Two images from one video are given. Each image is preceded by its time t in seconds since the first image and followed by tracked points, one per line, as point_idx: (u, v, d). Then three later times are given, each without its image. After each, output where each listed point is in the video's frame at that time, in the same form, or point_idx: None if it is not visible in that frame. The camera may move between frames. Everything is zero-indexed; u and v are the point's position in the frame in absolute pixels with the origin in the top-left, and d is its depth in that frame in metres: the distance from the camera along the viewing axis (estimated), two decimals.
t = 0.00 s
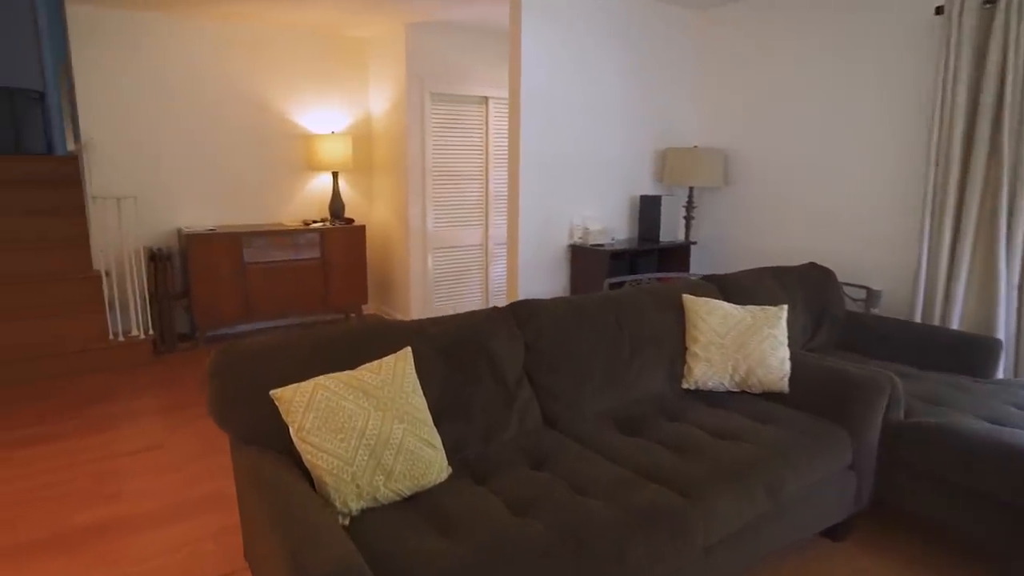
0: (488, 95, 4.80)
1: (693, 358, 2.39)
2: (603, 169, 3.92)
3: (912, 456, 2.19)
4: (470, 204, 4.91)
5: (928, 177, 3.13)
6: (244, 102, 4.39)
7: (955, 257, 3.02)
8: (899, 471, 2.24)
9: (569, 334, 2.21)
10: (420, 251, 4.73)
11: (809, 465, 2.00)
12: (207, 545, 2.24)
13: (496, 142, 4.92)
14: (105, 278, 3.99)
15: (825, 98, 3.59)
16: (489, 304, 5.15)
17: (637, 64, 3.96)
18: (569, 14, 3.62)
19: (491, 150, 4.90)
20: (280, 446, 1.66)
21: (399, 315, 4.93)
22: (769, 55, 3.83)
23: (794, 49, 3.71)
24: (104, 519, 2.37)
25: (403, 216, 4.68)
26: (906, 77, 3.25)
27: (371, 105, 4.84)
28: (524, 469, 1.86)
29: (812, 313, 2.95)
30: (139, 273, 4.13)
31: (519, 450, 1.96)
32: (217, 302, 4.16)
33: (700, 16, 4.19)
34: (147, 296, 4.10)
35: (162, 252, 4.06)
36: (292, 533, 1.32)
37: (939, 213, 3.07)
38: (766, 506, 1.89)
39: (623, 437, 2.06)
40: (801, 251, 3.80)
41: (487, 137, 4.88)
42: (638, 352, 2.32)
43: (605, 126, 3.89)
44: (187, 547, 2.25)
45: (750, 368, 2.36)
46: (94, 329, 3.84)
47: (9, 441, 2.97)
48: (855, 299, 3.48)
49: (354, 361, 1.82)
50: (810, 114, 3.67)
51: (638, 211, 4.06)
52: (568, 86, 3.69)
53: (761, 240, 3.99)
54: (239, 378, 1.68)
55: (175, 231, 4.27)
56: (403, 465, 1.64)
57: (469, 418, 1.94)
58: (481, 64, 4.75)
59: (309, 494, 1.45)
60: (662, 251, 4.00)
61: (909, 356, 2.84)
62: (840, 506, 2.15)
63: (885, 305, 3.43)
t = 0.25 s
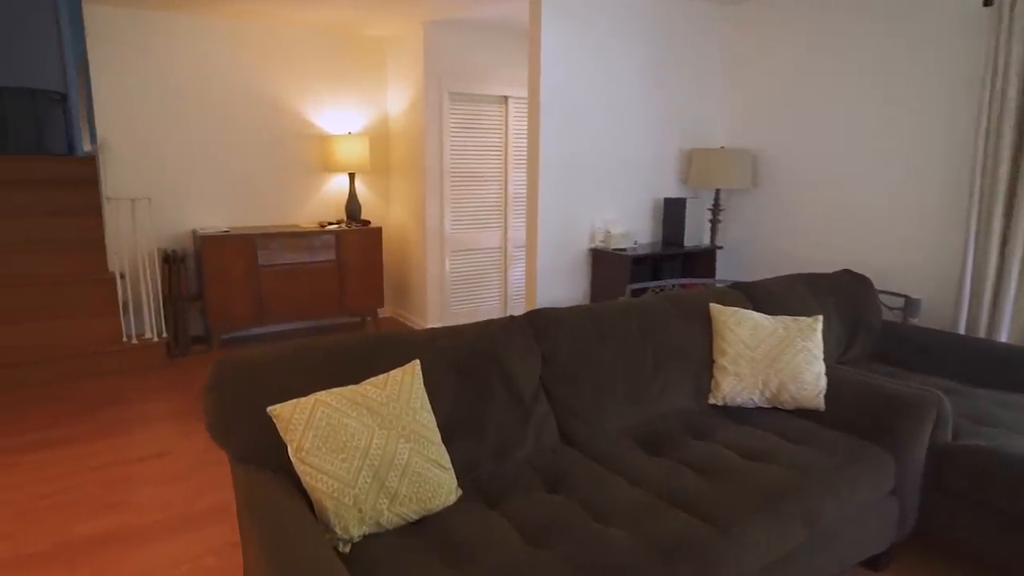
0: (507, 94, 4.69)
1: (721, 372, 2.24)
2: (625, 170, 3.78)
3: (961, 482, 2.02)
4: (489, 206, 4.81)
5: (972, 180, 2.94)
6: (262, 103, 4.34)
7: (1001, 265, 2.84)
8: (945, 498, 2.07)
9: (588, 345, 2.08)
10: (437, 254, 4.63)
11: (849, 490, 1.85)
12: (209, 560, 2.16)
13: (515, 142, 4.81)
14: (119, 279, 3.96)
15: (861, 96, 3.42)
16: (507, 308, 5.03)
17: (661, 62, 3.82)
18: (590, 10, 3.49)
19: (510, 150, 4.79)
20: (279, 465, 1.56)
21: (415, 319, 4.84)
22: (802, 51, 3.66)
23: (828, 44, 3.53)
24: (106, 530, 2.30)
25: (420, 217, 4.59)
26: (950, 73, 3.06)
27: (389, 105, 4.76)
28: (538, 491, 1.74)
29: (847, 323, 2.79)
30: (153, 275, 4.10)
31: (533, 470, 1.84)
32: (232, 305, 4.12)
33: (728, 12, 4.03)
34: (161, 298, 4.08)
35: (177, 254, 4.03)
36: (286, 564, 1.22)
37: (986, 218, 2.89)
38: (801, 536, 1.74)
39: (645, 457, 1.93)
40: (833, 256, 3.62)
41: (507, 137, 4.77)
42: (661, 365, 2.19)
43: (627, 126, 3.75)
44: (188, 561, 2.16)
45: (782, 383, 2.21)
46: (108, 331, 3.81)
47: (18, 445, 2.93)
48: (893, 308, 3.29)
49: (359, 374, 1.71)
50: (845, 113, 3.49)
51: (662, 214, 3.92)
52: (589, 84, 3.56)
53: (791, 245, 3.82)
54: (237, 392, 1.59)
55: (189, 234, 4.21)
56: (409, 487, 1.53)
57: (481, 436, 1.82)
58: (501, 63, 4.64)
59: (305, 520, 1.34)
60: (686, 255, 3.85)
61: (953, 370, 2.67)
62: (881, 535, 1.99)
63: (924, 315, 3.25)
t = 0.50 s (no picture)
0: (529, 93, 4.58)
1: (753, 387, 2.11)
2: (649, 172, 3.65)
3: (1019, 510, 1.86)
4: (509, 208, 4.70)
5: None
6: (280, 102, 4.28)
7: None
8: (1000, 527, 1.91)
9: (611, 356, 1.96)
10: (456, 256, 4.54)
11: (897, 518, 1.70)
12: None
13: (537, 143, 4.70)
14: (134, 282, 3.93)
15: (902, 93, 3.24)
16: (528, 312, 4.92)
17: (689, 59, 3.68)
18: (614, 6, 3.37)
19: (531, 150, 4.68)
20: (280, 484, 1.46)
21: (433, 322, 4.75)
22: (836, 45, 3.49)
23: (866, 38, 3.36)
24: (108, 542, 2.23)
25: (438, 219, 4.50)
26: (999, 69, 2.88)
27: (408, 104, 4.68)
28: (557, 514, 1.62)
29: (888, 333, 2.62)
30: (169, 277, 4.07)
31: (552, 491, 1.73)
32: (248, 307, 4.07)
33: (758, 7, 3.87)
34: (177, 300, 4.04)
35: (192, 255, 3.99)
36: None
37: None
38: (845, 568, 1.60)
39: (672, 478, 1.80)
40: (870, 262, 3.45)
41: (528, 137, 4.66)
42: (689, 378, 2.06)
43: (652, 126, 3.62)
44: None
45: (820, 399, 2.06)
46: (123, 332, 3.77)
47: (28, 451, 2.89)
48: (935, 317, 3.11)
49: (368, 387, 1.62)
50: (883, 111, 3.32)
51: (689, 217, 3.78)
52: (612, 82, 3.44)
53: (824, 250, 3.65)
54: (237, 406, 1.50)
55: (207, 234, 4.17)
56: (418, 510, 1.43)
57: (496, 453, 1.71)
58: (522, 62, 4.53)
59: (305, 546, 1.24)
60: (713, 260, 3.70)
61: (1004, 386, 2.49)
62: (931, 566, 1.84)
63: (969, 325, 3.06)
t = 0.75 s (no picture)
0: (552, 92, 4.47)
1: (790, 403, 1.96)
2: (676, 173, 3.51)
3: None
4: (530, 209, 4.58)
5: None
6: (298, 102, 4.22)
7: None
8: None
9: (638, 368, 1.84)
10: (475, 259, 4.43)
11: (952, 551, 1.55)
12: None
13: (559, 143, 4.58)
14: (150, 283, 3.89)
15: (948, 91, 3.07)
16: (549, 316, 4.80)
17: (718, 55, 3.53)
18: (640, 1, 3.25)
19: (554, 151, 4.56)
20: (281, 504, 1.37)
21: (452, 326, 4.65)
22: (875, 40, 3.31)
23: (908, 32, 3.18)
24: (113, 553, 2.16)
25: (458, 220, 4.40)
26: None
27: (428, 104, 4.59)
28: (579, 539, 1.50)
29: (935, 345, 2.45)
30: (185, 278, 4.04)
31: (573, 514, 1.61)
32: (264, 309, 4.01)
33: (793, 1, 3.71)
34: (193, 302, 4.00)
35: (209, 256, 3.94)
36: None
37: None
38: None
39: (704, 500, 1.67)
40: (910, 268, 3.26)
41: (550, 137, 4.54)
42: (722, 392, 1.93)
43: (679, 125, 3.49)
44: None
45: (863, 417, 1.91)
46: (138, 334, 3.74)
47: (39, 455, 2.86)
48: (982, 327, 2.92)
49: (378, 401, 1.52)
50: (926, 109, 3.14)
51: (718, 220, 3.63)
52: (638, 79, 3.31)
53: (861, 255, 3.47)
54: (238, 421, 1.41)
55: (224, 234, 4.13)
56: (429, 536, 1.32)
57: (514, 472, 1.60)
58: (545, 60, 4.42)
59: None
60: (743, 265, 3.55)
61: None
62: None
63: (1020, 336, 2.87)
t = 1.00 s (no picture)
0: (576, 91, 4.35)
1: (834, 423, 1.82)
2: (705, 175, 3.38)
3: None
4: (552, 211, 4.47)
5: None
6: (317, 102, 4.16)
7: None
8: None
9: (670, 385, 1.72)
10: (496, 262, 4.33)
11: None
12: None
13: (583, 143, 4.46)
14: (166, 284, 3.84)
15: (1002, 88, 2.89)
16: (570, 321, 4.68)
17: (751, 52, 3.39)
18: None
19: (577, 151, 4.44)
20: (285, 532, 1.28)
21: (471, 330, 4.55)
22: (920, 35, 3.13)
23: (958, 25, 3.00)
24: (119, 566, 2.09)
25: (478, 221, 4.29)
26: None
27: (449, 103, 4.49)
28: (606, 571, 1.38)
29: (988, 360, 2.28)
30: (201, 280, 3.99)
31: (599, 542, 1.48)
32: (280, 311, 3.94)
33: None
34: (209, 304, 3.95)
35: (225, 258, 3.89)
36: None
37: None
38: None
39: (742, 529, 1.54)
40: (955, 276, 3.09)
41: (573, 137, 4.43)
42: (761, 410, 1.79)
43: (709, 125, 3.35)
44: None
45: (914, 439, 1.77)
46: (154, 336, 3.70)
47: (51, 461, 2.81)
48: None
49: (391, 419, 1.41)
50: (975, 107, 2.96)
51: (749, 223, 3.48)
52: (668, 76, 3.18)
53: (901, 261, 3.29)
54: (240, 439, 1.31)
55: (241, 235, 4.07)
56: (444, 571, 1.21)
57: (536, 497, 1.48)
58: (569, 58, 4.30)
59: None
60: (775, 270, 3.40)
61: None
62: None
63: None
